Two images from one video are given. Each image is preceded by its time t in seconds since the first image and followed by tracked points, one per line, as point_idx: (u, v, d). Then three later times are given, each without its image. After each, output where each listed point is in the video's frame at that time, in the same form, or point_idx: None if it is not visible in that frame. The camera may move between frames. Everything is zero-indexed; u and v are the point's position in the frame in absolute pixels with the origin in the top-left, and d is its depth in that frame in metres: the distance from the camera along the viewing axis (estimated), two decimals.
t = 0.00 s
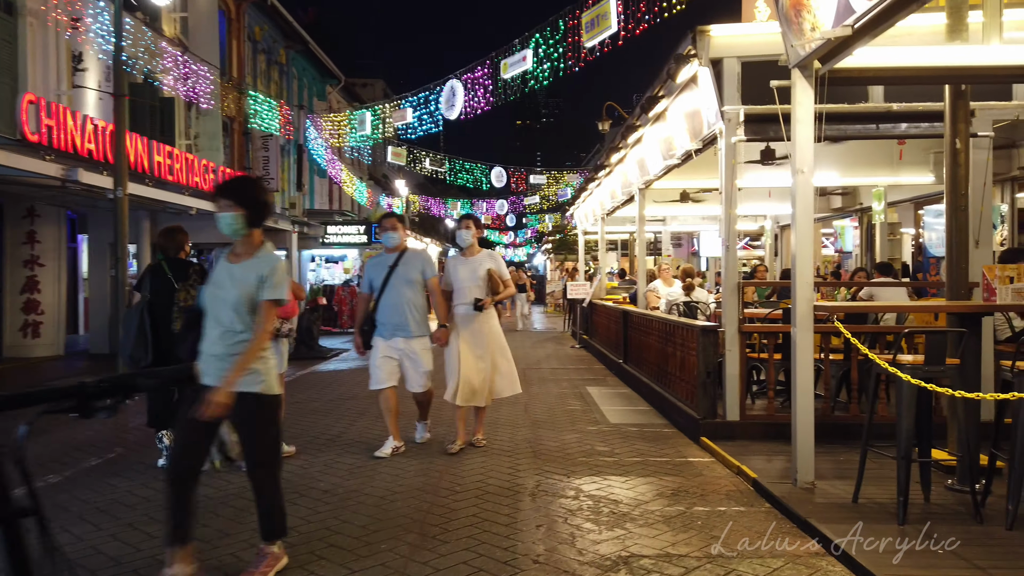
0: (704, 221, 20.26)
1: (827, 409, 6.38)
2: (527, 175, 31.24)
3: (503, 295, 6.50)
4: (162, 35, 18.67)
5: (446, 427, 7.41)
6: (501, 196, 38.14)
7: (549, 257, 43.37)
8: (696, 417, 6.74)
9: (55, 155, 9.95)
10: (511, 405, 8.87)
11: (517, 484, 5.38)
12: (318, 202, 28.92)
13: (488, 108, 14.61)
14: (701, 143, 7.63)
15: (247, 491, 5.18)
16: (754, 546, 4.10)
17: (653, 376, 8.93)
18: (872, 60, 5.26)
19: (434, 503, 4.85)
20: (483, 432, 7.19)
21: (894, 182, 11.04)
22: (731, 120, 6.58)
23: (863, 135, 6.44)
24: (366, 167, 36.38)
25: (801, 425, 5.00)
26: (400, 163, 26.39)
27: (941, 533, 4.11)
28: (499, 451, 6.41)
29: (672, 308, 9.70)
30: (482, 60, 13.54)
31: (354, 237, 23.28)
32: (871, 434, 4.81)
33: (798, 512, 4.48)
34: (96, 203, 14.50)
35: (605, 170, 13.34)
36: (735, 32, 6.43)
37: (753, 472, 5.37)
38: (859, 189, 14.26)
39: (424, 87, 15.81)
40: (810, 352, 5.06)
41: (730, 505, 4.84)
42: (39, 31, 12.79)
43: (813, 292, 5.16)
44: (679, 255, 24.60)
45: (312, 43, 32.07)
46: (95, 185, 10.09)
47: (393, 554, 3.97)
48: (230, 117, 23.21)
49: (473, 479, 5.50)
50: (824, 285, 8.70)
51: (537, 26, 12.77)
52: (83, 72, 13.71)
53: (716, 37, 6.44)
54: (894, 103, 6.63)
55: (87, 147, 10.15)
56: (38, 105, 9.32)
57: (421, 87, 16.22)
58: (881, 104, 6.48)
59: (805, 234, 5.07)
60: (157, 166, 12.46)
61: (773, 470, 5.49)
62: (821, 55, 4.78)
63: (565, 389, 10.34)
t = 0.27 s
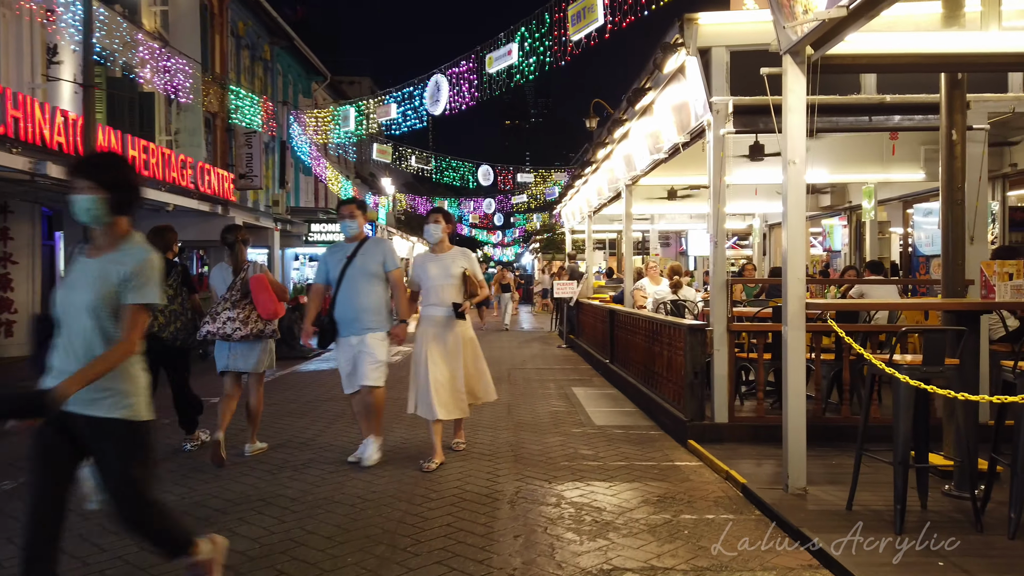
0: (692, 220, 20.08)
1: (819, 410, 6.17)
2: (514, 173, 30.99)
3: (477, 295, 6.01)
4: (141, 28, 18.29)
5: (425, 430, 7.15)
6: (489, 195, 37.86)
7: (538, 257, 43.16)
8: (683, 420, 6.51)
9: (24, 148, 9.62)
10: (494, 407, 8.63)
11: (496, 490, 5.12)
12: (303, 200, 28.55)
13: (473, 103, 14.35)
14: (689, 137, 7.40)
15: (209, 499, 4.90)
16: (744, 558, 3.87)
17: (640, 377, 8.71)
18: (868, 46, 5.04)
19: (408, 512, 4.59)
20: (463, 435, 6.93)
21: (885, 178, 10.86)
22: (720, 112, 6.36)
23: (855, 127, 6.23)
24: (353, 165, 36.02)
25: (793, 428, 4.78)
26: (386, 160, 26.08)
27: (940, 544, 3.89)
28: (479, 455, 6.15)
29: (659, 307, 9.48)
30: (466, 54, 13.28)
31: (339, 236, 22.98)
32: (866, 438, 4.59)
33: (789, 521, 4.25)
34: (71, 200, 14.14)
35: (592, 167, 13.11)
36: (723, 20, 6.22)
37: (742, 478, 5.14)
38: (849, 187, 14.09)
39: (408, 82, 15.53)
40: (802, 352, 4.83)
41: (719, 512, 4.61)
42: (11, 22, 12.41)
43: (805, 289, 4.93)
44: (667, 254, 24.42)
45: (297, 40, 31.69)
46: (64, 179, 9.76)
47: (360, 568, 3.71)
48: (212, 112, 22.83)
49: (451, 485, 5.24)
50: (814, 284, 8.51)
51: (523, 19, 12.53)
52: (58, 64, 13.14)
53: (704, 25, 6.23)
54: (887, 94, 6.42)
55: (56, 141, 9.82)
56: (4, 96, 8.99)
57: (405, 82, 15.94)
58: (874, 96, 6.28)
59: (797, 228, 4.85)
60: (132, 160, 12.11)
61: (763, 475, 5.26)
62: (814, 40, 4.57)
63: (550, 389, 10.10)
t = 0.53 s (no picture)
0: (678, 220, 19.95)
1: (808, 417, 5.98)
2: (499, 172, 30.73)
3: (446, 295, 5.44)
4: (116, 23, 17.88)
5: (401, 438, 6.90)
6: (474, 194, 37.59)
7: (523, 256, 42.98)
8: (669, 427, 6.30)
9: None
10: (474, 412, 8.40)
11: (473, 504, 4.88)
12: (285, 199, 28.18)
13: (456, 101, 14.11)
14: (674, 135, 7.21)
15: (169, 515, 4.64)
16: None
17: (625, 381, 8.50)
18: (860, 40, 4.84)
19: (379, 530, 4.34)
20: (442, 443, 6.68)
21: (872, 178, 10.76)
22: (707, 108, 6.15)
23: (846, 125, 6.04)
24: (337, 163, 35.65)
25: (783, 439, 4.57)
26: (369, 158, 25.76)
27: (938, 562, 3.69)
28: (456, 465, 5.91)
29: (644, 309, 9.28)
30: (448, 50, 13.03)
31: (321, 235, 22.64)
32: (859, 449, 4.39)
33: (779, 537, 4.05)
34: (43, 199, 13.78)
35: (576, 166, 12.91)
36: (711, 14, 6.01)
37: (730, 489, 4.94)
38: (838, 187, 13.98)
39: (390, 79, 15.25)
40: (793, 358, 4.62)
41: (705, 528, 4.40)
42: None
43: (795, 293, 4.72)
44: (652, 254, 24.27)
45: (279, 37, 31.27)
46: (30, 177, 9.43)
47: None
48: (192, 109, 22.43)
49: (426, 499, 4.99)
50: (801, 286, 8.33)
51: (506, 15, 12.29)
52: (29, 59, 12.78)
53: (690, 19, 6.03)
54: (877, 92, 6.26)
55: (22, 137, 9.47)
56: None
57: (386, 78, 15.65)
58: (865, 92, 6.09)
59: (787, 229, 4.65)
60: (104, 157, 11.80)
61: (751, 486, 5.06)
62: (803, 31, 4.37)
63: (533, 393, 9.88)
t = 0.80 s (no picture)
0: (666, 219, 19.79)
1: (801, 419, 5.78)
2: (487, 171, 30.48)
3: (408, 300, 4.87)
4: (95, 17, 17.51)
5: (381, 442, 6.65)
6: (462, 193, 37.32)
7: (512, 256, 42.80)
8: (658, 430, 6.09)
9: None
10: (458, 414, 8.16)
11: (453, 513, 4.64)
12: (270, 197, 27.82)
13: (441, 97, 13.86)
14: (663, 129, 6.99)
15: (130, 527, 4.37)
16: None
17: (613, 382, 8.28)
18: (858, 27, 4.63)
19: (351, 542, 4.10)
20: (422, 447, 6.44)
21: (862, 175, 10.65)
22: (697, 100, 5.95)
23: (840, 117, 5.85)
24: (323, 162, 35.29)
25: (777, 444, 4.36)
26: (355, 156, 25.46)
27: (943, 574, 3.49)
28: (437, 471, 5.67)
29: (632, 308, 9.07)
30: (433, 45, 12.79)
31: (306, 234, 22.32)
32: (857, 454, 4.19)
33: (776, 547, 3.84)
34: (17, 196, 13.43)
35: (563, 163, 12.69)
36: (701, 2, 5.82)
37: (721, 496, 4.72)
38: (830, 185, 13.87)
39: (374, 74, 14.99)
40: (787, 359, 4.41)
41: (696, 538, 4.19)
42: None
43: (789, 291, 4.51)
44: (641, 254, 24.11)
45: (264, 33, 30.87)
46: None
47: None
48: (174, 105, 22.06)
49: (403, 507, 4.75)
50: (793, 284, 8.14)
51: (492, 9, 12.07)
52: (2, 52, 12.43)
53: (679, 8, 5.83)
54: (872, 84, 6.07)
55: None
56: None
57: (371, 74, 15.39)
58: (860, 84, 5.90)
59: (781, 224, 4.43)
60: (77, 152, 11.47)
61: (743, 493, 4.85)
62: (799, 15, 4.16)
63: (519, 394, 9.65)
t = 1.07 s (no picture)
0: (663, 218, 19.54)
1: (804, 426, 5.52)
2: (483, 170, 30.21)
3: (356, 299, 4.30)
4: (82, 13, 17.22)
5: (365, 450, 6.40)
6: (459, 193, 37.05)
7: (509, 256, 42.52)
8: (653, 437, 5.83)
9: None
10: (448, 419, 7.91)
11: (436, 528, 4.38)
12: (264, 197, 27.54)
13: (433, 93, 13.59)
14: (659, 124, 6.74)
15: (91, 545, 4.12)
16: None
17: (608, 386, 8.02)
18: (865, 13, 4.37)
19: (325, 562, 3.83)
20: (408, 455, 6.18)
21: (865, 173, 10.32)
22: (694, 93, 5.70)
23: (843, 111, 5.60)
24: (318, 161, 34.98)
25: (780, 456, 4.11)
26: (349, 155, 25.19)
27: None
28: (422, 481, 5.41)
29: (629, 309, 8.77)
30: (426, 40, 12.53)
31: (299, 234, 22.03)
32: (865, 467, 3.94)
33: (778, 568, 3.58)
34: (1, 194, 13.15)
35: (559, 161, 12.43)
36: None
37: (720, 510, 4.47)
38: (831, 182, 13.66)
39: (366, 70, 14.73)
40: (791, 364, 4.15)
41: (693, 556, 3.93)
42: None
43: (793, 293, 4.24)
44: (639, 253, 23.88)
45: (258, 31, 30.56)
46: None
47: None
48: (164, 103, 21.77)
49: (384, 522, 4.49)
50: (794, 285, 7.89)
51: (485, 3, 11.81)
52: None
53: None
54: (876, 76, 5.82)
55: None
56: None
57: (362, 70, 15.12)
58: (864, 76, 5.66)
59: (784, 221, 4.17)
60: (60, 150, 11.20)
61: (743, 506, 4.59)
62: None
63: (512, 398, 9.39)
